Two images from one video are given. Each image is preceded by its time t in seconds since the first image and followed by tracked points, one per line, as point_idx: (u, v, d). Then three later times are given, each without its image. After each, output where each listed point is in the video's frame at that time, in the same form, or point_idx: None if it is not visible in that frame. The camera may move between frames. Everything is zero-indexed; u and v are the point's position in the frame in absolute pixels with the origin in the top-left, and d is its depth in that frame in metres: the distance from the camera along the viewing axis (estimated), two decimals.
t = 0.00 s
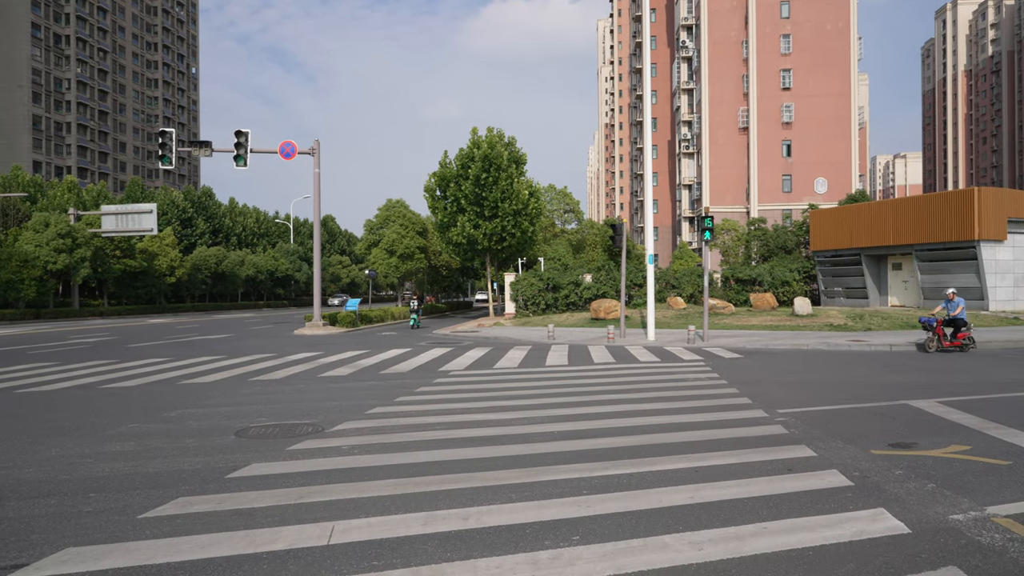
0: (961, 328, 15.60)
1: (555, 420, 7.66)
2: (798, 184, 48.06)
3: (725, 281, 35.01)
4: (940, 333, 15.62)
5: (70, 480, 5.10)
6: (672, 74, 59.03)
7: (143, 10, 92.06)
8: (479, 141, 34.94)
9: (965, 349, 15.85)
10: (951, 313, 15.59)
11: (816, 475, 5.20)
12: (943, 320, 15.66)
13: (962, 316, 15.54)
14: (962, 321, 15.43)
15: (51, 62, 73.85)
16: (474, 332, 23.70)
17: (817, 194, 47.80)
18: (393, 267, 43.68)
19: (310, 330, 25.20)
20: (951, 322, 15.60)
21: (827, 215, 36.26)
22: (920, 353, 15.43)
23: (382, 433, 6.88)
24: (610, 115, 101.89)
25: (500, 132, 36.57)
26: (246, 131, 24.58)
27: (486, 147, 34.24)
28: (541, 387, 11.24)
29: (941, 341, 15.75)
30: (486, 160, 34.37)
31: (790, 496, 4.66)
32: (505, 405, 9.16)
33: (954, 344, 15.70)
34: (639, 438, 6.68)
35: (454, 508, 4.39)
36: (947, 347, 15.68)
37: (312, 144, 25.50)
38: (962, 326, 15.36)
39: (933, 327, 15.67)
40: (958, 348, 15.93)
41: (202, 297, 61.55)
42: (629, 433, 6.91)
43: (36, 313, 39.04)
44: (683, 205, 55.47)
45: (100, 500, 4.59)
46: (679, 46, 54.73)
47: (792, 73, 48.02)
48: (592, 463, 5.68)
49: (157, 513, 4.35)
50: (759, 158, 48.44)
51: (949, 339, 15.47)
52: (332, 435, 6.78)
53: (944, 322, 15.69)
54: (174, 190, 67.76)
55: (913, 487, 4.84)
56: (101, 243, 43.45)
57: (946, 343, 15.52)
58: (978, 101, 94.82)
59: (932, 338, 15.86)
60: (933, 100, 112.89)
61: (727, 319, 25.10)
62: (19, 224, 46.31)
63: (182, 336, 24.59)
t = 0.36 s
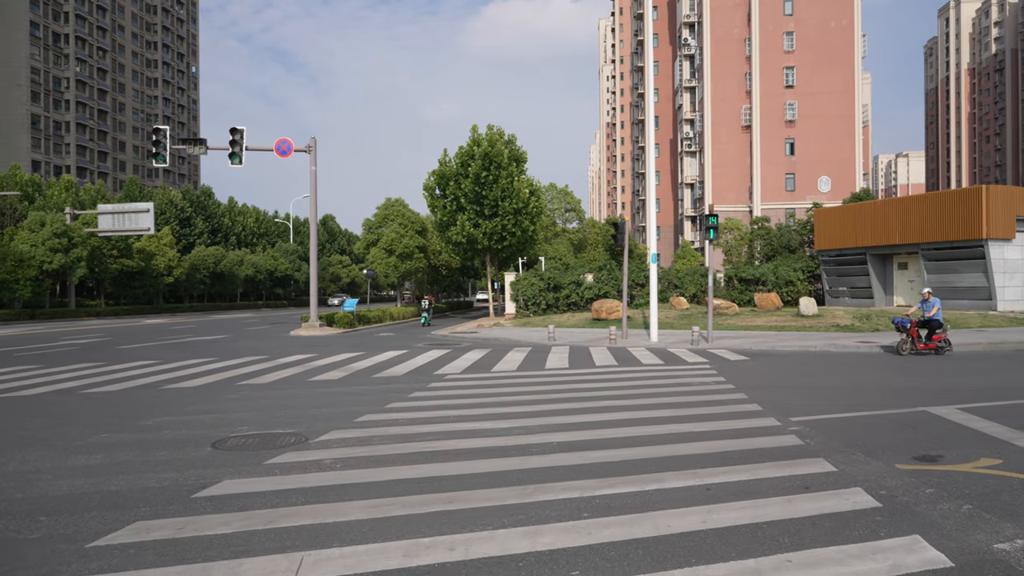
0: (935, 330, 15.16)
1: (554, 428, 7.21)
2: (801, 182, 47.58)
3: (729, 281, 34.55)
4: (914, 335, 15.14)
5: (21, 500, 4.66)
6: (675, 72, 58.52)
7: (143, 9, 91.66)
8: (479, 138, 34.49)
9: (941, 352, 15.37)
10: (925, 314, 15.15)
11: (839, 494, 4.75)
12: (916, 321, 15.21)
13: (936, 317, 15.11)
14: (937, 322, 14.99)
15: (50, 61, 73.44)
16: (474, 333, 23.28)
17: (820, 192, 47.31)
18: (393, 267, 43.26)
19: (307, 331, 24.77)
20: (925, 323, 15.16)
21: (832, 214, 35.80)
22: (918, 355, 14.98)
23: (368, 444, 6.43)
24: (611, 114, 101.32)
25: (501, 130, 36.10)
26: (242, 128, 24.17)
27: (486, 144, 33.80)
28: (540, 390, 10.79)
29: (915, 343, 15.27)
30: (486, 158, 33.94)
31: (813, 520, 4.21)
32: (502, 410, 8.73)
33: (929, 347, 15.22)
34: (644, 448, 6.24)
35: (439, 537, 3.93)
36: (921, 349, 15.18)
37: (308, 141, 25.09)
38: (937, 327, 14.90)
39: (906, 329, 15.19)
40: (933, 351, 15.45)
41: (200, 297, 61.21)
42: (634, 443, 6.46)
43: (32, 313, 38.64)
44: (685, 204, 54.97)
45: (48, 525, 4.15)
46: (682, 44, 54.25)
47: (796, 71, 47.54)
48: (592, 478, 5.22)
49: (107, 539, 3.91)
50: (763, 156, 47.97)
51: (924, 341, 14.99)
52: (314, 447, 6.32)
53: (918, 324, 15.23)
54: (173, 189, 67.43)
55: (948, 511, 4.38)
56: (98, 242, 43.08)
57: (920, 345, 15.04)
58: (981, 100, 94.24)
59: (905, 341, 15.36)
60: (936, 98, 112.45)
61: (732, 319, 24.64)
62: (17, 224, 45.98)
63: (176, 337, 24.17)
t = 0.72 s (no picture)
0: (914, 331, 14.65)
1: (553, 438, 6.70)
2: (805, 181, 47.08)
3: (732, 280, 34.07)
4: (893, 337, 14.55)
5: None
6: (676, 70, 57.99)
7: (143, 8, 91.25)
8: (479, 137, 34.04)
9: (920, 355, 14.89)
10: (904, 315, 14.64)
11: (869, 518, 4.28)
12: (896, 323, 14.63)
13: (915, 318, 14.62)
14: (917, 323, 14.49)
15: (48, 59, 72.99)
16: (472, 334, 22.82)
17: (824, 191, 46.82)
18: (391, 267, 42.82)
19: (303, 332, 24.32)
20: (904, 324, 14.63)
21: (836, 213, 35.33)
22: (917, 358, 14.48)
23: (351, 457, 5.96)
24: (612, 114, 100.77)
25: (501, 128, 35.64)
26: (236, 125, 23.74)
27: (486, 142, 33.35)
28: (540, 395, 10.29)
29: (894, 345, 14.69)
30: (485, 156, 33.49)
31: (845, 550, 3.75)
32: (499, 416, 8.25)
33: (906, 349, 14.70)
34: (651, 462, 5.75)
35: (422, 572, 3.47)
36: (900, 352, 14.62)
37: (304, 138, 24.68)
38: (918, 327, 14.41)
39: (885, 330, 14.57)
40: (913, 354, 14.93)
41: (199, 297, 60.84)
42: (639, 456, 5.97)
43: (27, 313, 38.22)
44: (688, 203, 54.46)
45: None
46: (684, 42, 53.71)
47: (799, 68, 47.04)
48: (595, 498, 4.74)
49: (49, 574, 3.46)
50: (766, 154, 47.45)
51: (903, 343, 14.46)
52: (293, 460, 5.85)
53: (898, 325, 14.66)
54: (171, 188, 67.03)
55: (995, 539, 3.91)
56: (94, 242, 42.68)
57: (899, 347, 14.48)
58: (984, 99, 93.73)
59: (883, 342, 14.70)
60: (939, 98, 111.92)
61: (736, 320, 24.16)
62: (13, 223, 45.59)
63: (170, 338, 23.71)
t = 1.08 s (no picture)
0: (898, 332, 13.98)
1: (548, 447, 6.22)
2: (808, 179, 46.59)
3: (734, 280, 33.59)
4: (875, 338, 13.95)
5: None
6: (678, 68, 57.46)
7: (142, 7, 90.85)
8: (478, 134, 33.62)
9: (905, 356, 14.25)
10: (886, 315, 14.00)
11: (901, 542, 3.81)
12: (878, 323, 14.03)
13: (898, 318, 13.96)
14: (899, 324, 13.85)
15: (47, 59, 72.54)
16: (471, 334, 22.35)
17: (827, 189, 46.36)
18: (390, 267, 42.40)
19: (298, 332, 23.86)
20: (887, 325, 14.02)
21: (840, 212, 34.86)
22: (899, 360, 13.88)
23: (328, 468, 5.49)
24: (613, 113, 100.25)
25: (500, 125, 35.23)
26: (230, 122, 23.30)
27: (485, 140, 32.94)
28: (537, 398, 9.82)
29: (877, 347, 14.08)
30: (484, 154, 33.04)
31: None
32: (493, 421, 7.79)
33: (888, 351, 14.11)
34: (655, 474, 5.28)
35: None
36: (882, 353, 14.04)
37: (300, 135, 24.25)
38: (899, 329, 13.78)
39: (867, 331, 13.97)
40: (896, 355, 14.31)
41: (198, 297, 60.47)
42: (641, 468, 5.49)
43: (21, 313, 37.82)
44: (689, 202, 54.00)
45: None
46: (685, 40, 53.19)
47: (802, 66, 46.52)
48: (593, 516, 4.27)
49: None
50: (768, 153, 46.92)
51: (885, 345, 13.87)
52: (266, 471, 5.38)
53: (880, 325, 14.07)
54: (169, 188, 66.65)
55: None
56: (90, 241, 42.26)
57: (881, 350, 13.93)
58: (987, 98, 93.20)
59: (867, 344, 14.16)
60: (941, 96, 111.36)
61: (740, 319, 23.65)
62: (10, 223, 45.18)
63: (162, 338, 23.25)
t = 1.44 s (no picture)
0: (888, 334, 13.44)
1: (548, 457, 5.77)
2: (811, 178, 46.12)
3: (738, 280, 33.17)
4: (863, 340, 13.51)
5: None
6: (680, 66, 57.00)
7: (141, 5, 90.37)
8: (477, 132, 33.20)
9: (896, 358, 13.76)
10: (875, 316, 13.48)
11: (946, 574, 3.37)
12: (867, 324, 13.56)
13: (888, 319, 13.43)
14: (888, 325, 13.32)
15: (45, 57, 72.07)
16: (470, 334, 21.93)
17: (830, 188, 45.90)
18: (388, 266, 41.98)
19: (295, 332, 23.46)
20: (876, 326, 13.51)
21: (845, 211, 34.46)
22: (889, 363, 13.40)
23: (308, 482, 5.04)
24: (614, 113, 99.85)
25: (500, 123, 34.82)
26: (225, 118, 22.90)
27: (484, 137, 32.51)
28: (537, 402, 9.37)
29: (865, 349, 13.63)
30: (484, 152, 32.62)
31: None
32: (487, 427, 7.32)
33: (877, 354, 13.63)
34: (665, 490, 4.82)
35: None
36: (872, 356, 13.61)
37: (296, 131, 23.85)
38: (889, 330, 13.26)
39: (854, 333, 13.52)
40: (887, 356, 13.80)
41: (195, 297, 60.08)
42: (648, 481, 5.05)
43: (16, 313, 37.33)
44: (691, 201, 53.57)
45: None
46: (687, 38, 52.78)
47: (805, 64, 46.06)
48: (597, 542, 3.82)
49: None
50: (771, 152, 46.43)
51: (873, 348, 13.41)
52: (242, 485, 4.96)
53: (869, 327, 13.60)
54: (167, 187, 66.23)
55: None
56: (86, 240, 41.83)
57: (870, 352, 13.49)
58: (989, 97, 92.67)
59: (856, 346, 13.72)
60: (943, 96, 110.83)
61: (744, 320, 23.21)
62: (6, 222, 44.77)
63: (155, 338, 22.82)
